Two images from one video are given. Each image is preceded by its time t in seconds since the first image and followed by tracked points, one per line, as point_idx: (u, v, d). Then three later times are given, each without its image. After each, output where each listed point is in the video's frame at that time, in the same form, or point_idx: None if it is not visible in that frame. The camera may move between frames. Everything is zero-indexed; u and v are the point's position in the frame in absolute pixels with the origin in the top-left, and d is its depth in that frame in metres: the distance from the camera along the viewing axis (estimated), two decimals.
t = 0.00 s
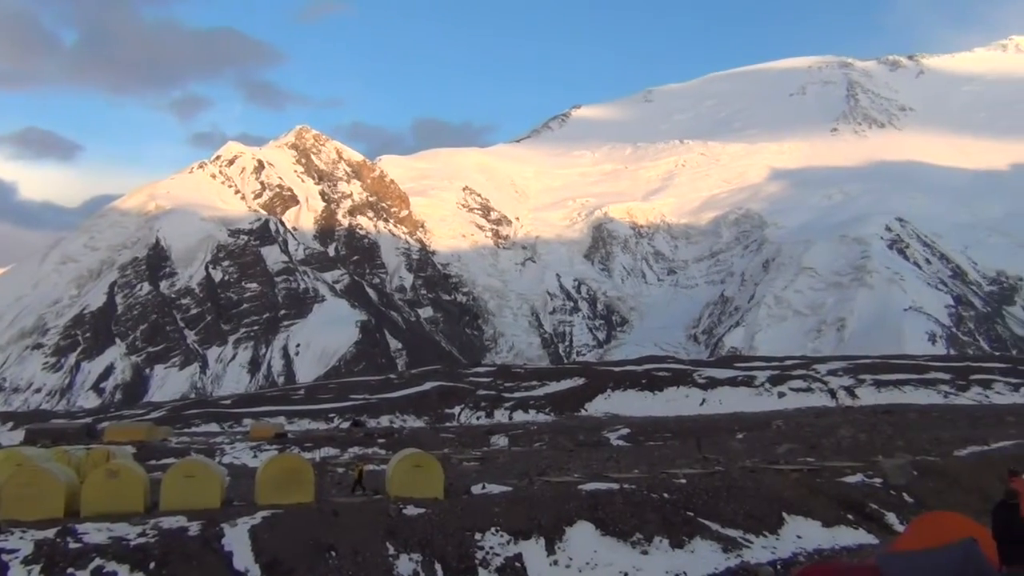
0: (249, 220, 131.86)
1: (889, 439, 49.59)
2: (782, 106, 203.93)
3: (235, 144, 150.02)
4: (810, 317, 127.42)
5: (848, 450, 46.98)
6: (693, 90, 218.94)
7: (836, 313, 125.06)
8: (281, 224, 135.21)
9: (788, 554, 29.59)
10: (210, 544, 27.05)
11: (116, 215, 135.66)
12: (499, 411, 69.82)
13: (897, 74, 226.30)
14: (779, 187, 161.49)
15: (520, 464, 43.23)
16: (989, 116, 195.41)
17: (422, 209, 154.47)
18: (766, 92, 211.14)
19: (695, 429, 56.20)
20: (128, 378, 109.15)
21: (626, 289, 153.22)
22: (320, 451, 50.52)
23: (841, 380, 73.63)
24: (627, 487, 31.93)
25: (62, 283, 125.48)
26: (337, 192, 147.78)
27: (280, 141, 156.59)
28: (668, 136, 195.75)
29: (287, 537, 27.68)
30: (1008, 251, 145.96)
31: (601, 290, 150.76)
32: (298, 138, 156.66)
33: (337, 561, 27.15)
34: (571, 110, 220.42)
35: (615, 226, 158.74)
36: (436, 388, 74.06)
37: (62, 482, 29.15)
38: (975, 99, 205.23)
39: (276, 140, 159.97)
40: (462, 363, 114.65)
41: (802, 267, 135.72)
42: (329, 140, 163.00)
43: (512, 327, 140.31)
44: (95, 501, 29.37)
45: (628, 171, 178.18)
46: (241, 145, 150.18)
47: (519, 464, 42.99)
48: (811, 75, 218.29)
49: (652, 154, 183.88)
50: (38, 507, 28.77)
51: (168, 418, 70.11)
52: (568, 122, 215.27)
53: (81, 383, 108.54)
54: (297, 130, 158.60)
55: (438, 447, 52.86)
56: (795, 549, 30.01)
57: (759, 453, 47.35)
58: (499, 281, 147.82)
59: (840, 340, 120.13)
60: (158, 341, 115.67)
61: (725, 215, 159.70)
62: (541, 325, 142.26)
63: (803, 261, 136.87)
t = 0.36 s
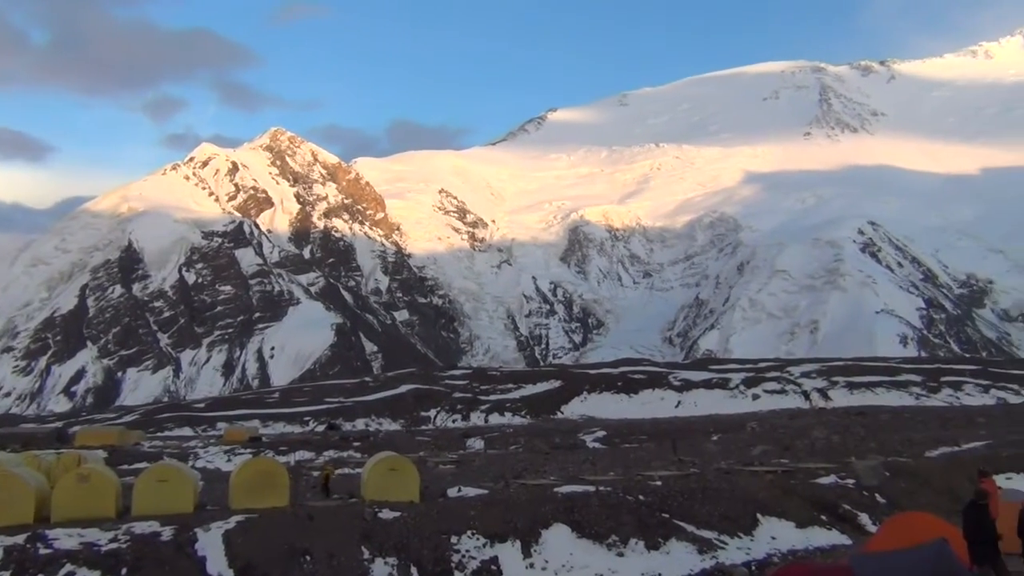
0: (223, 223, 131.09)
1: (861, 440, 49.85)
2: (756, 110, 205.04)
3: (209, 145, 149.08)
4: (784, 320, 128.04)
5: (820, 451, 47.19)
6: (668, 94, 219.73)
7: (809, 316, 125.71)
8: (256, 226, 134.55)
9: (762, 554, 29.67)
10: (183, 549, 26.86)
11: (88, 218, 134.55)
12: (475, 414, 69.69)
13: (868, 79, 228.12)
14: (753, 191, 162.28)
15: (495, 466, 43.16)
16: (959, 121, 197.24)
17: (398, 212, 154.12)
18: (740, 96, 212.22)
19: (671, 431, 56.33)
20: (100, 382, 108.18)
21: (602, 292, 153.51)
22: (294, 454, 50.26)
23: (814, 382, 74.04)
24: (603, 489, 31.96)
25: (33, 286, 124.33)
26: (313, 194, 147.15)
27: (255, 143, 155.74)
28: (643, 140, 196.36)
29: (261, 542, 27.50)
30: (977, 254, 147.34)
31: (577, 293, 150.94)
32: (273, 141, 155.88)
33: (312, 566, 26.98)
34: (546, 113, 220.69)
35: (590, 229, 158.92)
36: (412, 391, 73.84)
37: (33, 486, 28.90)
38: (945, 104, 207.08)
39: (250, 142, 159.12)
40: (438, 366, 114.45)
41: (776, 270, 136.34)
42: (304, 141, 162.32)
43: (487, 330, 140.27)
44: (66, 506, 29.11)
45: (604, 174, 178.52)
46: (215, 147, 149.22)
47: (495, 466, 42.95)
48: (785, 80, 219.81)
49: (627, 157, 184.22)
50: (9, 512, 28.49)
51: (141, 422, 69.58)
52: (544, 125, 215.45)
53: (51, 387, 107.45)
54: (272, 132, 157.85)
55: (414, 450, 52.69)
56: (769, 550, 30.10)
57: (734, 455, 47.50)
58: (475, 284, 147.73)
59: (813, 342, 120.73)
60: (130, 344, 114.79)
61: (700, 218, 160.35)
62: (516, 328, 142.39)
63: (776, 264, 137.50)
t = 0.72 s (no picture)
0: (197, 223, 130.21)
1: (835, 442, 50.01)
2: (733, 115, 205.82)
3: (184, 145, 148.03)
4: (759, 323, 128.55)
5: (795, 454, 47.32)
6: (645, 98, 220.27)
7: (783, 320, 126.22)
8: (231, 226, 133.75)
9: (737, 557, 29.62)
10: (154, 552, 26.54)
11: (60, 216, 133.25)
12: (451, 416, 69.49)
13: (843, 85, 229.52)
14: (729, 195, 162.93)
15: (471, 469, 43.00)
16: (933, 127, 198.78)
17: (375, 213, 153.57)
18: (716, 101, 213.00)
19: (647, 434, 56.36)
20: (71, 383, 107.10)
21: (578, 295, 153.61)
22: (269, 456, 49.92)
23: (788, 385, 74.25)
24: (578, 492, 31.84)
25: (4, 285, 123.05)
26: (289, 195, 146.45)
27: (230, 143, 154.78)
28: (619, 143, 196.69)
29: (234, 545, 27.21)
30: (949, 259, 148.47)
31: (553, 296, 150.98)
32: (249, 140, 154.81)
33: (286, 568, 26.74)
34: (524, 115, 220.65)
35: (567, 232, 159.01)
36: (388, 393, 73.57)
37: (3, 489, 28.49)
38: (919, 111, 208.60)
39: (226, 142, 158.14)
40: (413, 369, 114.11)
41: (751, 273, 136.81)
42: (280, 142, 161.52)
43: (463, 332, 140.04)
44: (36, 508, 28.70)
45: (581, 177, 178.59)
46: (190, 146, 148.18)
47: (471, 469, 42.79)
48: (760, 85, 220.82)
49: (604, 160, 184.37)
50: None
51: (113, 424, 68.92)
52: (521, 128, 215.42)
53: (22, 388, 106.31)
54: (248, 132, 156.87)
55: (390, 452, 52.45)
56: (743, 552, 30.06)
57: (709, 458, 47.57)
58: (451, 286, 147.51)
59: (787, 346, 121.23)
60: (102, 344, 113.79)
61: (677, 221, 160.73)
62: (493, 330, 142.29)
63: (751, 267, 137.96)
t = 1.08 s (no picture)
0: (172, 225, 129.38)
1: (809, 447, 50.19)
2: (710, 121, 206.60)
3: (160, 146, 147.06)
4: (735, 328, 128.98)
5: (770, 458, 47.43)
6: (623, 103, 220.80)
7: (759, 325, 126.71)
8: (206, 229, 132.98)
9: (712, 561, 29.61)
10: (127, 558, 26.26)
11: (32, 217, 131.92)
12: (428, 420, 69.31)
13: (819, 91, 230.74)
14: (706, 201, 163.59)
15: (448, 473, 42.87)
16: (907, 135, 200.29)
17: (352, 216, 153.02)
18: (693, 106, 213.77)
19: (623, 438, 56.39)
20: (43, 386, 106.04)
21: (556, 299, 153.69)
22: (244, 460, 49.60)
23: (764, 390, 74.50)
24: (555, 497, 31.75)
25: None
26: (265, 198, 145.79)
27: (207, 145, 153.91)
28: (597, 148, 197.00)
29: (208, 549, 26.95)
30: (922, 265, 149.61)
31: (531, 300, 151.01)
32: (225, 142, 153.91)
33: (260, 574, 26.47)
34: (502, 119, 220.61)
35: (545, 236, 159.03)
36: (365, 397, 73.27)
37: None
38: (894, 119, 210.10)
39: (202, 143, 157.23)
40: (390, 373, 113.83)
41: (727, 279, 137.19)
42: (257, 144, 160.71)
43: (441, 336, 139.84)
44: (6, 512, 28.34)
45: (559, 181, 178.67)
46: (166, 148, 147.17)
47: (448, 473, 42.64)
48: (738, 91, 221.76)
49: (582, 165, 184.53)
50: None
51: (86, 427, 68.30)
52: (500, 132, 215.40)
53: None
54: (225, 134, 156.03)
55: (367, 457, 52.23)
56: (718, 556, 30.05)
57: (685, 462, 47.64)
58: (429, 290, 147.30)
59: (763, 351, 121.71)
60: (75, 347, 112.85)
61: (654, 226, 161.14)
62: (470, 334, 142.16)
63: (728, 272, 138.32)
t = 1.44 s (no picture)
0: (150, 226, 128.56)
1: (786, 451, 50.31)
2: (690, 127, 207.19)
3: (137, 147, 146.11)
4: (714, 332, 129.26)
5: (748, 462, 47.47)
6: (603, 108, 221.19)
7: (737, 330, 127.03)
8: (184, 230, 132.19)
9: (689, 565, 29.56)
10: (101, 562, 25.96)
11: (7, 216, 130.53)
12: (406, 424, 69.05)
13: (797, 98, 231.85)
14: (685, 207, 164.12)
15: (426, 477, 42.69)
16: (884, 142, 201.47)
17: (331, 218, 152.47)
18: (673, 112, 214.37)
19: (602, 442, 56.33)
20: (17, 388, 104.94)
21: (536, 303, 153.69)
22: (220, 464, 49.23)
23: (742, 395, 74.64)
24: (533, 501, 31.66)
25: None
26: (244, 199, 145.08)
27: (185, 145, 152.97)
28: (577, 152, 197.22)
29: (183, 553, 26.69)
30: (899, 271, 150.56)
31: (510, 303, 150.89)
32: (204, 143, 153.07)
33: None
34: (482, 123, 220.48)
35: (525, 239, 158.97)
36: (344, 400, 72.91)
37: None
38: (872, 126, 211.37)
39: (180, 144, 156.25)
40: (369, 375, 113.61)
41: (706, 284, 137.40)
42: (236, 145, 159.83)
43: (420, 340, 139.56)
44: None
45: (539, 185, 178.64)
46: (144, 148, 146.18)
47: (426, 477, 42.45)
48: (717, 97, 222.49)
49: (562, 169, 184.62)
50: None
51: (61, 430, 67.64)
52: (480, 135, 215.28)
53: None
54: (203, 135, 155.11)
55: (344, 460, 51.94)
56: (695, 560, 30.01)
57: (663, 466, 47.64)
58: (408, 293, 146.99)
59: (740, 356, 122.13)
60: (49, 349, 111.90)
61: (633, 231, 161.42)
62: (449, 337, 141.92)
63: (707, 278, 138.51)
